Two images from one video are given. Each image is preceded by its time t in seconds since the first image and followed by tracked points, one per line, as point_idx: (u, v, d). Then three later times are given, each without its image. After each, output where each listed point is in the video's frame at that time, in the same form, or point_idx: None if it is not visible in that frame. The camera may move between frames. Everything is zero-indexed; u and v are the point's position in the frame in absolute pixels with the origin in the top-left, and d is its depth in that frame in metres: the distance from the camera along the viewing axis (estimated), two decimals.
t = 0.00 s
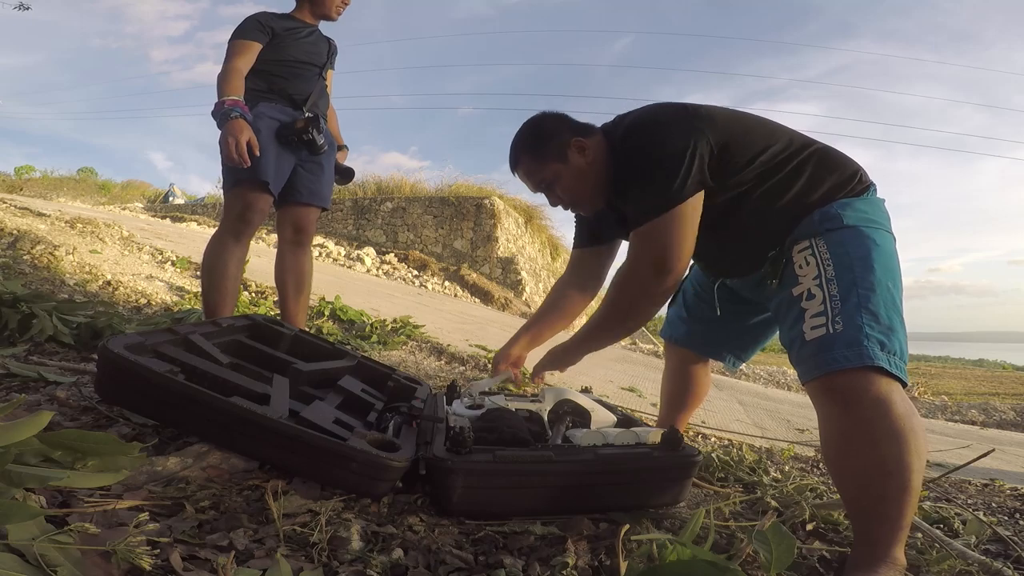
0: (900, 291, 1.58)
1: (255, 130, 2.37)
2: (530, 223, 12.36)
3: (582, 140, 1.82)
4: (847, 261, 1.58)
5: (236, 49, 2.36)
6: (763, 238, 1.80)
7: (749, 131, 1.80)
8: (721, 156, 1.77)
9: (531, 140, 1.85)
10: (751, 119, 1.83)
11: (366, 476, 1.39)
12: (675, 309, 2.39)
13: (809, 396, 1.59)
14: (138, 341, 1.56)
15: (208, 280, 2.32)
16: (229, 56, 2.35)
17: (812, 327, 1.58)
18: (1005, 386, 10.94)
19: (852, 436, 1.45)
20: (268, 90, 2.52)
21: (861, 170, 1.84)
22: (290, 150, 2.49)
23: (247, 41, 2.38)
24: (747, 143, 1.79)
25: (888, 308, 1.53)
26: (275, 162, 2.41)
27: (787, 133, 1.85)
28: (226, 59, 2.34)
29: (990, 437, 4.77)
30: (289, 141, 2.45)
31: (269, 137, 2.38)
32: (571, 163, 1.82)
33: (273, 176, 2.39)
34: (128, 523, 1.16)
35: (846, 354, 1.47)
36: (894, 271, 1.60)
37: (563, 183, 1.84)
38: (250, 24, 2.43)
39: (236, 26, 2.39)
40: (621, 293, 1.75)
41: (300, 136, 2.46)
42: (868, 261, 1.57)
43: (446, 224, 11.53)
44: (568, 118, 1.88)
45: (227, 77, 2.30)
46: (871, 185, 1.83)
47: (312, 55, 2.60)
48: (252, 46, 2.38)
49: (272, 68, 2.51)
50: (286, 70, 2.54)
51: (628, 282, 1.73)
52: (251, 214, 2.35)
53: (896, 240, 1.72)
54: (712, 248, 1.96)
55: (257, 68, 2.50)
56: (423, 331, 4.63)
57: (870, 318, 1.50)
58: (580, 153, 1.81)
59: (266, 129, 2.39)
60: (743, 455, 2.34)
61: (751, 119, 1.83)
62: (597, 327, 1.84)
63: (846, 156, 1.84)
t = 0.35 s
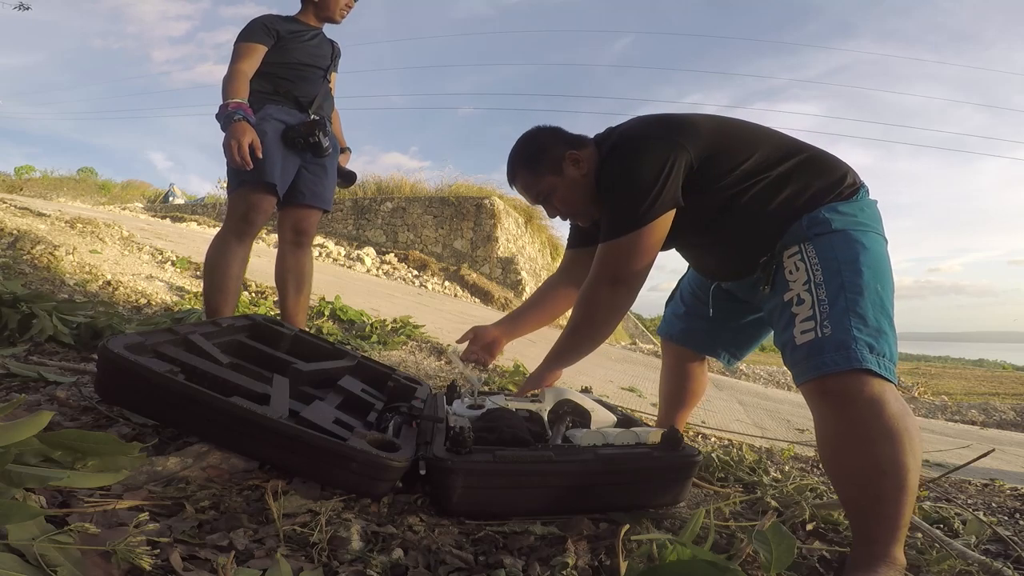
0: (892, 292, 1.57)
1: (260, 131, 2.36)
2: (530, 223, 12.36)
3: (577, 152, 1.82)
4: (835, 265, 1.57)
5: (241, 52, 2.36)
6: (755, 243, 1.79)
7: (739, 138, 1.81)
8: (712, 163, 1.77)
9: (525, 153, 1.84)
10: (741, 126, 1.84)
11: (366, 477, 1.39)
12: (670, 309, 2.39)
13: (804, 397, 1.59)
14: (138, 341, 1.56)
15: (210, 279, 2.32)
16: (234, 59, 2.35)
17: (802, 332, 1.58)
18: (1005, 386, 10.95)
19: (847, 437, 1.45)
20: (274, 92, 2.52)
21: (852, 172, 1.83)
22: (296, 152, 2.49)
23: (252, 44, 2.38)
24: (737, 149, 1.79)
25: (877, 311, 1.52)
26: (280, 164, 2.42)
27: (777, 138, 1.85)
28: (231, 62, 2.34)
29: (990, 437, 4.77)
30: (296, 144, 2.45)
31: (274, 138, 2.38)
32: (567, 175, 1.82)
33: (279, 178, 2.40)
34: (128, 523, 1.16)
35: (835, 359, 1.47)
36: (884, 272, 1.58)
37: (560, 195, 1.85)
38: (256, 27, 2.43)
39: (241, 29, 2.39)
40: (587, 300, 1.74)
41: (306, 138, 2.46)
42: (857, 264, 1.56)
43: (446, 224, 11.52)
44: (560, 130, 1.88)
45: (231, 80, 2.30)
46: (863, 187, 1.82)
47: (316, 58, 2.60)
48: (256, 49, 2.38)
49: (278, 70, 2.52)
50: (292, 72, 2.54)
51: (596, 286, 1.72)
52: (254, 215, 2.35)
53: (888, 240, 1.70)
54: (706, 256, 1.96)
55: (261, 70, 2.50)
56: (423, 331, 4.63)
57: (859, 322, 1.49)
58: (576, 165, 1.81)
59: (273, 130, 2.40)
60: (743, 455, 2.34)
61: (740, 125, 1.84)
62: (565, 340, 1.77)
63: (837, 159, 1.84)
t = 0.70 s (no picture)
0: (888, 294, 1.56)
1: (262, 134, 2.36)
2: (530, 223, 12.36)
3: (569, 165, 1.80)
4: (830, 267, 1.57)
5: (245, 55, 2.36)
6: (750, 247, 1.78)
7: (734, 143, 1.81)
8: (705, 168, 1.78)
9: (519, 169, 1.84)
10: (737, 130, 1.84)
11: (366, 476, 1.39)
12: (666, 310, 2.39)
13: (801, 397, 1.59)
14: (138, 341, 1.56)
15: (209, 279, 2.32)
16: (238, 62, 2.35)
17: (797, 333, 1.57)
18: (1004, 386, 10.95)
19: (845, 438, 1.44)
20: (277, 96, 2.52)
21: (847, 172, 1.82)
22: (298, 156, 2.50)
23: (256, 47, 2.38)
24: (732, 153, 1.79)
25: (872, 312, 1.51)
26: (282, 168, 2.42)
27: (773, 141, 1.85)
28: (236, 65, 2.34)
29: (990, 437, 4.77)
30: (299, 148, 2.46)
31: (276, 142, 2.38)
32: (559, 189, 1.81)
33: (280, 181, 2.40)
34: (128, 523, 1.16)
35: (829, 359, 1.47)
36: (879, 273, 1.57)
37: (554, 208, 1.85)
38: (259, 30, 2.43)
39: (245, 31, 2.39)
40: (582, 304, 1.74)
41: (308, 142, 2.46)
42: (851, 265, 1.55)
43: (446, 224, 11.52)
44: (555, 141, 1.86)
45: (235, 83, 2.30)
46: (859, 186, 1.80)
47: (318, 63, 2.60)
48: (261, 52, 2.38)
49: (281, 74, 2.51)
50: (294, 76, 2.54)
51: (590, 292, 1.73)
52: (253, 216, 2.35)
53: (884, 242, 1.69)
54: (703, 260, 1.96)
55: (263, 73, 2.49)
56: (423, 331, 4.63)
57: (853, 323, 1.48)
58: (568, 178, 1.80)
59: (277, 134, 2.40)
60: (742, 455, 2.34)
61: (735, 130, 1.84)
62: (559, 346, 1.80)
63: (832, 160, 1.82)
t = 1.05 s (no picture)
0: (882, 300, 1.56)
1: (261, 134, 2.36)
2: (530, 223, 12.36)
3: (563, 202, 1.80)
4: (824, 274, 1.56)
5: (244, 55, 2.36)
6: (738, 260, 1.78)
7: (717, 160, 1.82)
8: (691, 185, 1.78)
9: (522, 210, 1.88)
10: (719, 145, 1.85)
11: (366, 476, 1.39)
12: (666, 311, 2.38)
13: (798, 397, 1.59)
14: (138, 341, 1.56)
15: (206, 280, 2.32)
16: (238, 63, 2.35)
17: (792, 339, 1.57)
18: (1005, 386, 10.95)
19: (842, 440, 1.45)
20: (277, 96, 2.51)
21: (834, 177, 1.81)
22: (297, 157, 2.50)
23: (256, 47, 2.38)
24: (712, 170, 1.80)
25: (867, 317, 1.51)
26: (282, 168, 2.42)
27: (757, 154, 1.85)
28: (236, 65, 2.34)
29: (990, 437, 4.77)
30: (298, 149, 2.46)
31: (274, 142, 2.38)
32: (557, 226, 1.81)
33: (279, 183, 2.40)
34: (128, 523, 1.16)
35: (825, 365, 1.47)
36: (874, 280, 1.57)
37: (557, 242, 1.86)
38: (258, 30, 2.42)
39: (243, 32, 2.38)
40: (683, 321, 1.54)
41: (308, 143, 2.47)
42: (845, 272, 1.55)
43: (446, 224, 11.52)
44: (552, 177, 1.87)
45: (236, 84, 2.30)
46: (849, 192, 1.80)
47: (315, 64, 2.60)
48: (260, 52, 2.38)
49: (279, 75, 2.51)
50: (292, 77, 2.54)
51: (684, 310, 1.54)
52: (251, 216, 2.36)
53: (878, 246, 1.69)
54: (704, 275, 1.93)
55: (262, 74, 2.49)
56: (423, 331, 4.63)
57: (847, 329, 1.48)
58: (563, 215, 1.80)
59: (277, 135, 2.41)
60: (743, 455, 2.34)
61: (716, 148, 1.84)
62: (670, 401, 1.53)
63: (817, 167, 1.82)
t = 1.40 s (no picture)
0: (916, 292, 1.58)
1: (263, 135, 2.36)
2: (530, 223, 12.36)
3: (602, 141, 1.61)
4: (869, 260, 1.56)
5: (246, 55, 2.36)
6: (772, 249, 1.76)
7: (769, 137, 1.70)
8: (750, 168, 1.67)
9: (532, 138, 1.60)
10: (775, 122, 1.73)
11: (366, 476, 1.39)
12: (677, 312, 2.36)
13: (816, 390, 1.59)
14: (138, 341, 1.56)
15: (207, 279, 2.32)
16: (240, 63, 2.35)
17: (830, 321, 1.56)
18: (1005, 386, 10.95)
19: (864, 437, 1.43)
20: (278, 97, 2.51)
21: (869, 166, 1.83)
22: (298, 158, 2.50)
23: (257, 48, 2.38)
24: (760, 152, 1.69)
25: (904, 309, 1.52)
26: (283, 169, 2.43)
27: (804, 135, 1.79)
28: (238, 66, 2.34)
29: (990, 437, 4.77)
30: (299, 150, 2.47)
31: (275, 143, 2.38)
32: (590, 166, 1.60)
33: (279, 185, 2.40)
34: (128, 523, 1.16)
35: (866, 352, 1.45)
36: (910, 270, 1.59)
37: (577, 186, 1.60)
38: (260, 31, 2.43)
39: (245, 33, 2.39)
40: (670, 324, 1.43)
41: (309, 144, 2.48)
42: (889, 260, 1.55)
43: (446, 224, 11.52)
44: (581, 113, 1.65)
45: (239, 85, 2.30)
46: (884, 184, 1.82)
47: (316, 65, 2.61)
48: (261, 53, 2.38)
49: (280, 76, 2.51)
50: (293, 78, 2.54)
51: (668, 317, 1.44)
52: (252, 216, 2.36)
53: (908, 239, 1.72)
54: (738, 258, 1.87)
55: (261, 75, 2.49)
56: (423, 331, 4.63)
57: (890, 318, 1.49)
58: (600, 154, 1.61)
59: (278, 136, 2.41)
60: (743, 455, 2.34)
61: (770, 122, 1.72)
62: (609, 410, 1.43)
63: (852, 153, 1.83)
